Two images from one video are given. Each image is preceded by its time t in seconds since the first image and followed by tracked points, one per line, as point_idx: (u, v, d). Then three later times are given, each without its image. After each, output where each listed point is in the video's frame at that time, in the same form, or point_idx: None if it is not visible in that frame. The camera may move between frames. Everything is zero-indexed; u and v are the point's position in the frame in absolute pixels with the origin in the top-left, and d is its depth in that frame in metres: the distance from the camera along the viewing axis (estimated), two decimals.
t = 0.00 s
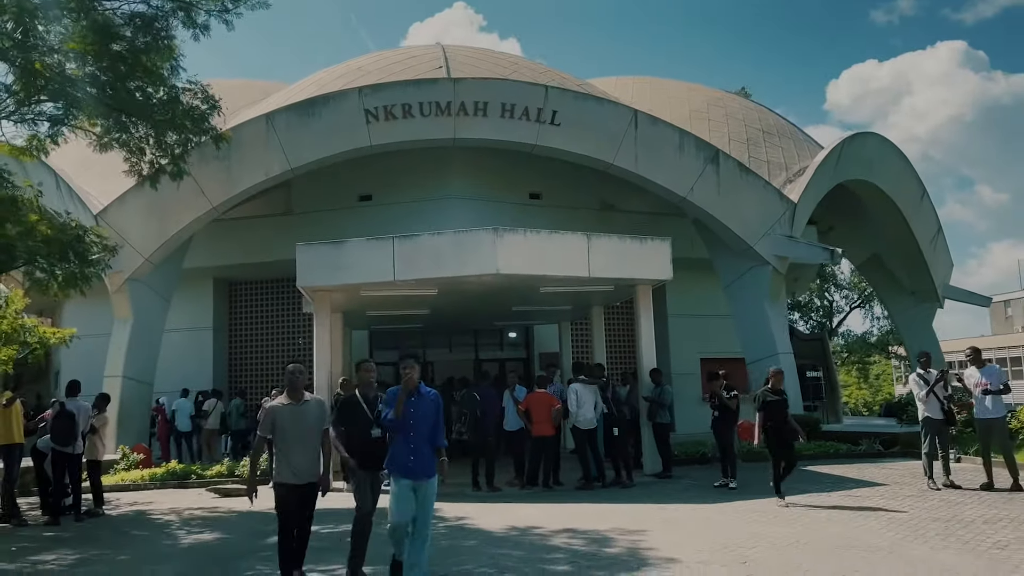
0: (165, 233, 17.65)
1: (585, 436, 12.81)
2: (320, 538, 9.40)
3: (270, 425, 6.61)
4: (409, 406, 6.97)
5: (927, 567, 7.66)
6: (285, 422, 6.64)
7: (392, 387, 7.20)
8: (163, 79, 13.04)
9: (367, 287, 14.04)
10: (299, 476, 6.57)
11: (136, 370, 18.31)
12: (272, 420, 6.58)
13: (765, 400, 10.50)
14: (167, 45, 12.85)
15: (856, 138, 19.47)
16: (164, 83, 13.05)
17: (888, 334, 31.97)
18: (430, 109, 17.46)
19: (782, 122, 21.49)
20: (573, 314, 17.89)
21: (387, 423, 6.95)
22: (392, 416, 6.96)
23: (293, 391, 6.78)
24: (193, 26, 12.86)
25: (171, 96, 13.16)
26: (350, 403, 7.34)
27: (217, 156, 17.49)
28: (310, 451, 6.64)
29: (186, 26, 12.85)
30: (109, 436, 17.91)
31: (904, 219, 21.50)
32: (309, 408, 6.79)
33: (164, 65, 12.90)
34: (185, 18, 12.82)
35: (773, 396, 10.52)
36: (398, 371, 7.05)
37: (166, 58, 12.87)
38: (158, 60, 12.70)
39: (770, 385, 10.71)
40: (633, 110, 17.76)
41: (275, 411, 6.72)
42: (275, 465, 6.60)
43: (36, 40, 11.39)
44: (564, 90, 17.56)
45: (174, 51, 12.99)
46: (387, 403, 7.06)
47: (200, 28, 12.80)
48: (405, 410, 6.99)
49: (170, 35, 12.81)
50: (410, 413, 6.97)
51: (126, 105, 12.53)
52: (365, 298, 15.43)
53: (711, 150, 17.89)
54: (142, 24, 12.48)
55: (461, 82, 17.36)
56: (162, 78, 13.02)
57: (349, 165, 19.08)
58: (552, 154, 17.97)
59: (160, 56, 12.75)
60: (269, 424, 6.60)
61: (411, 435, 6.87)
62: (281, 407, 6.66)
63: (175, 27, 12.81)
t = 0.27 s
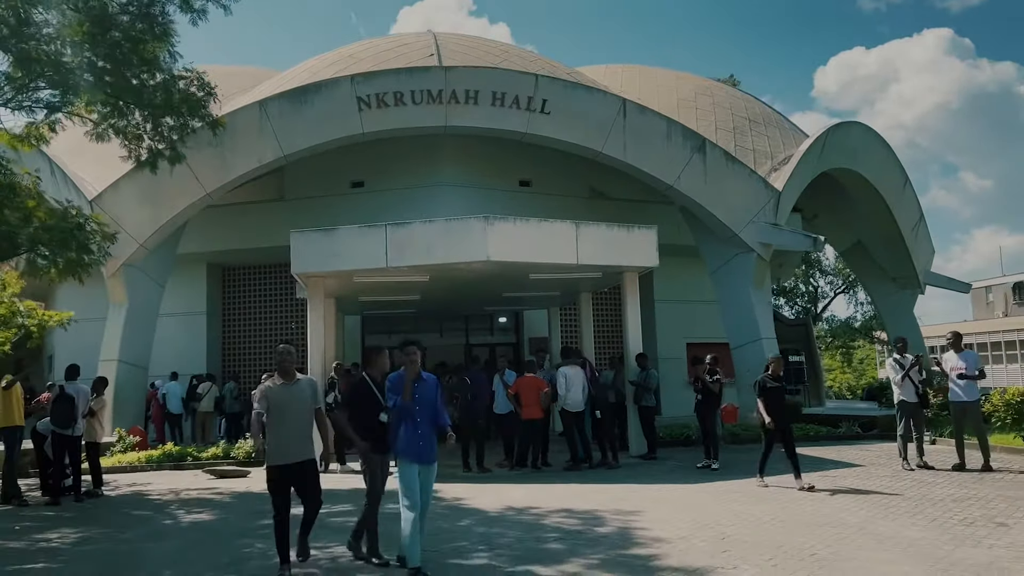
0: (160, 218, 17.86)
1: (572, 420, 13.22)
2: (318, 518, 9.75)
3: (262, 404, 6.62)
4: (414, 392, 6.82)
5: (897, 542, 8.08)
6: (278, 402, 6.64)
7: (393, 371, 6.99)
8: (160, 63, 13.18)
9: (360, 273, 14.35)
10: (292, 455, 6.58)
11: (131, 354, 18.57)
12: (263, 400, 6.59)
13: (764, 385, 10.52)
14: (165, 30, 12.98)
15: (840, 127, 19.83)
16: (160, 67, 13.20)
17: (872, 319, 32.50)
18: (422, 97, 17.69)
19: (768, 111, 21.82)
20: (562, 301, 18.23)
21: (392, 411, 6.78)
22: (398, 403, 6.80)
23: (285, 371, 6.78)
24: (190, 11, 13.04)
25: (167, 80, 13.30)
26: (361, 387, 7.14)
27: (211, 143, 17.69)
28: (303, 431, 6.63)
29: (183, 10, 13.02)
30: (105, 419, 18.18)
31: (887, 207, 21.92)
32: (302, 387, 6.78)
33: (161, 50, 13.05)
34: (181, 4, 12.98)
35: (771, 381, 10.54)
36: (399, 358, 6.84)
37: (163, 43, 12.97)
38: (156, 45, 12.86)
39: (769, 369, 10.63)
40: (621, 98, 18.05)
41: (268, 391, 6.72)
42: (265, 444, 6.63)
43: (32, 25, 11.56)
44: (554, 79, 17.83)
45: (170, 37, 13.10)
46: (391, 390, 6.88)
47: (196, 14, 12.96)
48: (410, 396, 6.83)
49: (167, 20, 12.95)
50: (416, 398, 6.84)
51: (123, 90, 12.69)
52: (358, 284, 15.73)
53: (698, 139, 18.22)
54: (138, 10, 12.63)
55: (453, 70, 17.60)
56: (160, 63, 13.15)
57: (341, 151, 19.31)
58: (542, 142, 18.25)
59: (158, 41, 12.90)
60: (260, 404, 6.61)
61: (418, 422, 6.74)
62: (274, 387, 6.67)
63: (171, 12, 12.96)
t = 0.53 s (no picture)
0: (153, 210, 18.08)
1: (560, 409, 13.61)
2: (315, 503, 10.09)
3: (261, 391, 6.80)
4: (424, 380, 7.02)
5: (869, 525, 8.50)
6: (278, 389, 6.81)
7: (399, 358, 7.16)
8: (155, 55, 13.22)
9: (353, 266, 14.65)
10: (289, 441, 6.71)
11: (125, 344, 18.82)
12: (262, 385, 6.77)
13: (764, 373, 10.63)
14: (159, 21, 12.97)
15: (822, 124, 20.25)
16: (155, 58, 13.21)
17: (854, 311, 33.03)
18: (413, 92, 17.96)
19: (754, 107, 22.21)
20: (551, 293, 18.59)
21: (402, 397, 6.92)
22: (408, 389, 6.95)
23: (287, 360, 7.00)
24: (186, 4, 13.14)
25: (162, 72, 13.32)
26: (372, 373, 7.44)
27: (204, 136, 17.91)
28: (301, 418, 6.78)
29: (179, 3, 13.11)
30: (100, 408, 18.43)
31: (868, 201, 22.37)
32: (302, 376, 6.96)
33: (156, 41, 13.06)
34: None
35: (772, 369, 10.64)
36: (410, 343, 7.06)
37: (158, 34, 12.94)
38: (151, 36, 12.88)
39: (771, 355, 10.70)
40: (609, 94, 18.37)
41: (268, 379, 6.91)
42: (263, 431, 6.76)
43: (29, 19, 11.81)
44: (543, 74, 18.14)
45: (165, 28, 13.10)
46: (399, 376, 7.03)
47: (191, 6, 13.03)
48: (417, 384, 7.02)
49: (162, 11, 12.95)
50: (422, 386, 7.04)
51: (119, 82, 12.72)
52: (350, 276, 16.03)
53: (684, 134, 18.60)
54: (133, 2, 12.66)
55: (443, 65, 17.87)
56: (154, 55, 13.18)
57: (333, 145, 19.57)
58: (530, 136, 18.57)
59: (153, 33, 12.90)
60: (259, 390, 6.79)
61: (423, 410, 6.93)
62: (274, 373, 6.87)
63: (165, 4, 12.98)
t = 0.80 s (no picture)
0: (150, 202, 18.33)
1: (549, 397, 14.02)
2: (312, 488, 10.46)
3: (271, 384, 6.88)
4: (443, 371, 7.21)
5: (842, 507, 8.92)
6: (287, 382, 6.90)
7: (417, 347, 7.30)
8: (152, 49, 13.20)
9: (347, 257, 14.96)
10: (298, 434, 6.83)
11: (122, 334, 19.10)
12: (273, 377, 6.87)
13: (765, 365, 10.52)
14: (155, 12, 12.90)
15: (808, 117, 20.61)
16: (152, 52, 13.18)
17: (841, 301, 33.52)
18: (406, 85, 18.23)
19: (742, 100, 22.55)
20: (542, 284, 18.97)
21: (421, 385, 7.06)
22: (427, 378, 7.09)
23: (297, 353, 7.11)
24: None
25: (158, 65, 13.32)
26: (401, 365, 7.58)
27: (200, 129, 18.16)
28: (310, 410, 6.90)
29: None
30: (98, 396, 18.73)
31: (854, 193, 22.78)
32: (311, 369, 7.08)
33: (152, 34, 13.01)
34: None
35: (772, 362, 10.53)
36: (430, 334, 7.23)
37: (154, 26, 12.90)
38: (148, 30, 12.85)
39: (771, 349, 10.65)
40: (599, 88, 18.67)
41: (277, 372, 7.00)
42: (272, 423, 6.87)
43: (29, 13, 12.02)
44: (534, 69, 18.43)
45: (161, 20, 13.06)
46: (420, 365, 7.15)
47: None
48: (435, 374, 7.18)
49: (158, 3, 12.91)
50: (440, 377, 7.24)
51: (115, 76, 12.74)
52: (344, 268, 16.35)
53: (672, 128, 18.94)
54: None
55: (436, 59, 18.14)
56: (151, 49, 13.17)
57: (327, 137, 19.84)
58: (521, 129, 18.88)
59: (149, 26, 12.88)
60: (269, 382, 6.88)
61: (439, 401, 7.11)
62: (284, 366, 6.97)
63: None
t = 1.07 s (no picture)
0: (149, 197, 18.62)
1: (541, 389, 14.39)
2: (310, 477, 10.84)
3: (279, 374, 7.20)
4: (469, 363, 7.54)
5: (819, 494, 9.32)
6: (293, 370, 7.21)
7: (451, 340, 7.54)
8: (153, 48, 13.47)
9: (343, 253, 15.30)
10: (306, 420, 7.11)
11: (122, 327, 19.42)
12: (280, 367, 7.17)
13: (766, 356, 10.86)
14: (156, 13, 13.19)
15: (797, 115, 20.97)
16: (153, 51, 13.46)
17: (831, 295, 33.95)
18: (401, 83, 18.54)
19: (732, 97, 22.89)
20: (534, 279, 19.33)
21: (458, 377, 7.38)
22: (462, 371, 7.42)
23: (302, 342, 7.41)
24: None
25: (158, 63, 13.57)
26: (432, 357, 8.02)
27: (199, 126, 18.44)
28: (318, 395, 7.20)
29: None
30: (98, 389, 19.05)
31: (842, 189, 23.16)
32: (316, 358, 7.37)
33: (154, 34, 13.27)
34: None
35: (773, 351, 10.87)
36: (460, 326, 7.54)
37: (155, 28, 13.18)
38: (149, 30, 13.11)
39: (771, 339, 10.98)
40: (591, 86, 18.99)
41: (283, 362, 7.30)
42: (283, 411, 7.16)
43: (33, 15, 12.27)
44: (527, 67, 18.74)
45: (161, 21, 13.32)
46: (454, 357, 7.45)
47: None
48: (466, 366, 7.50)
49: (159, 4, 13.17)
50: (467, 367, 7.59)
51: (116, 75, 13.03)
52: (341, 263, 16.69)
53: (663, 126, 19.28)
54: None
55: (431, 57, 18.45)
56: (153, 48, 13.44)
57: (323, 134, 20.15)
58: (515, 126, 19.20)
59: (150, 26, 13.13)
60: (278, 372, 7.19)
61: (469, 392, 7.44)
62: (289, 357, 7.26)
63: None
